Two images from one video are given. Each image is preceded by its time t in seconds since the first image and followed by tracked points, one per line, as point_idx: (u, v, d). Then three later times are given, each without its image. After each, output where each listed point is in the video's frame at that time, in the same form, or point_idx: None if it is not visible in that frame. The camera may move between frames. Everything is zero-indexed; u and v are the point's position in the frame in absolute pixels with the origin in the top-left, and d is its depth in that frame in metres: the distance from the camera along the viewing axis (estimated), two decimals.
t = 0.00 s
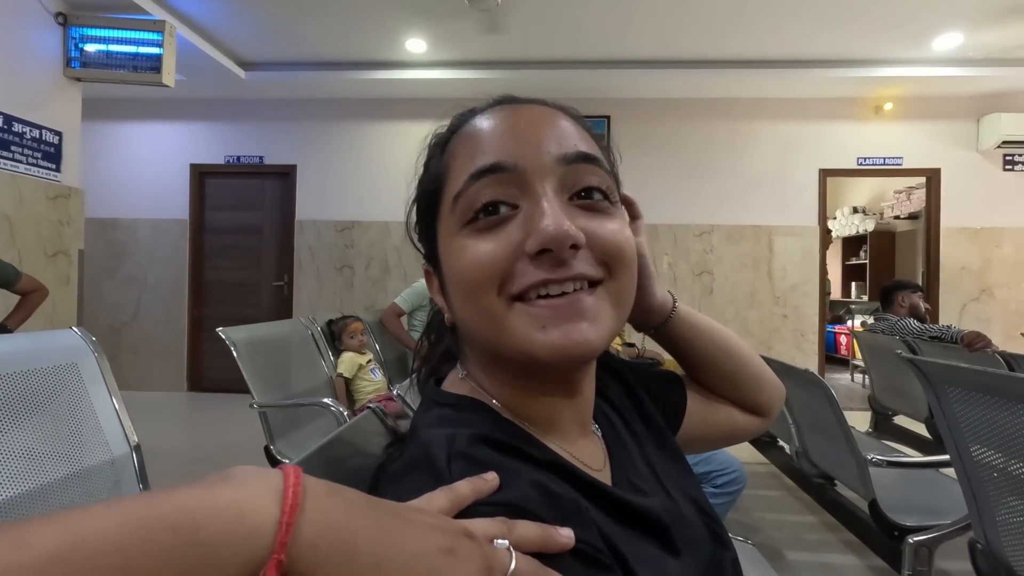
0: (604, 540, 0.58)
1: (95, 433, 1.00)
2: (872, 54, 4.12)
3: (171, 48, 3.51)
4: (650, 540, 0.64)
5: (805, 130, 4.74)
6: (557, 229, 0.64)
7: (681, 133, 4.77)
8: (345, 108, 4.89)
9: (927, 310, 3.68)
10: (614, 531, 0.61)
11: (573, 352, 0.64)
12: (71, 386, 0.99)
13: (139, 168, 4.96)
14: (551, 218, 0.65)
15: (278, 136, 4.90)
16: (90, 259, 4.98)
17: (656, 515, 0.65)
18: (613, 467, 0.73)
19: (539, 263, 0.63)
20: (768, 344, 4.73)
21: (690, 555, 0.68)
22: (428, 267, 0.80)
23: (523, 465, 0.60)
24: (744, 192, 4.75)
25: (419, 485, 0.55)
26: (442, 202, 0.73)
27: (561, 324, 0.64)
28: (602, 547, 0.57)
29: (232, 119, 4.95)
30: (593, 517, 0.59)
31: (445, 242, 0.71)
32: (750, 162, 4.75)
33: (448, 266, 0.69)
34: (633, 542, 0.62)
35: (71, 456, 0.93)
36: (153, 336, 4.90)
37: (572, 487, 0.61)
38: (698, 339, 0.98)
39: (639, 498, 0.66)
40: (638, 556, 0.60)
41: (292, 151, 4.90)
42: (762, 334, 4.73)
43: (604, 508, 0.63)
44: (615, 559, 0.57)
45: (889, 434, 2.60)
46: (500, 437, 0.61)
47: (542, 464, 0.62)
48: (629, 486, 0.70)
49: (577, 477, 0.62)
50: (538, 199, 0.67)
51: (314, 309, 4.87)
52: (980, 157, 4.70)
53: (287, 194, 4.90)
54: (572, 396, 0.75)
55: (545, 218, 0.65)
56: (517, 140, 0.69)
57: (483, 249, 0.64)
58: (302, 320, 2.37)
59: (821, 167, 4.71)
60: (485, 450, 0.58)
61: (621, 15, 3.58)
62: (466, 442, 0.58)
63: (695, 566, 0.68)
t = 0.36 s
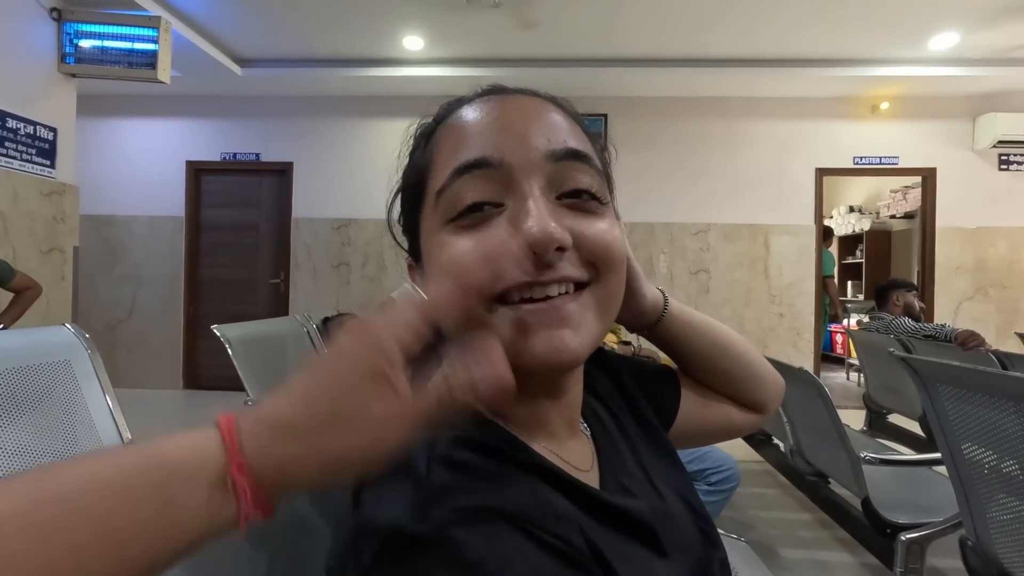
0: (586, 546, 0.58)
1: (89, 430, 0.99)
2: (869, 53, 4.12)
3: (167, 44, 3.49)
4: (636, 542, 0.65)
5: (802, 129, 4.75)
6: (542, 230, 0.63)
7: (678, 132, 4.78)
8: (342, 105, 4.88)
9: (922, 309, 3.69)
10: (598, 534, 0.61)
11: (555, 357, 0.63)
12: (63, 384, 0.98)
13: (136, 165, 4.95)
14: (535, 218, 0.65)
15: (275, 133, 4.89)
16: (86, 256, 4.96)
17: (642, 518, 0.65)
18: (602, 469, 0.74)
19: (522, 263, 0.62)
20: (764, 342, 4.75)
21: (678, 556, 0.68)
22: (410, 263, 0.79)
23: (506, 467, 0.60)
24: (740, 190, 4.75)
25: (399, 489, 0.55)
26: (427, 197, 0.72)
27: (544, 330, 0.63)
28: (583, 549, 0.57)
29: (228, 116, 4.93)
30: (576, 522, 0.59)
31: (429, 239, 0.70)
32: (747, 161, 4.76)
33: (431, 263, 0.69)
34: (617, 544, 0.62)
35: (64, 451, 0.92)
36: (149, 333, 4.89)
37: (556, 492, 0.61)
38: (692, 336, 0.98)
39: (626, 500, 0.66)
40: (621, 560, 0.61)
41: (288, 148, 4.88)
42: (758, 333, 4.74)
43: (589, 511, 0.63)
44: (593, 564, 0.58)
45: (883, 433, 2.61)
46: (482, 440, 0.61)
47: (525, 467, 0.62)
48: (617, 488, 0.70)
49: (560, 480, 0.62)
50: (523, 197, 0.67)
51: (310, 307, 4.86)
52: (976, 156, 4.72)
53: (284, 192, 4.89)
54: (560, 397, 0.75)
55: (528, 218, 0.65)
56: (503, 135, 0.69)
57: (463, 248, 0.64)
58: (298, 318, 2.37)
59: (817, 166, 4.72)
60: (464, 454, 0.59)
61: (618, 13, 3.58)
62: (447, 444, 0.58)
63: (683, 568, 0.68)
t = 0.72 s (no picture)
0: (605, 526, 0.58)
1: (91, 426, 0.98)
2: (867, 51, 4.13)
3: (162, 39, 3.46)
4: (649, 526, 0.65)
5: (800, 127, 4.75)
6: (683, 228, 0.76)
7: (676, 130, 4.77)
8: (339, 102, 4.85)
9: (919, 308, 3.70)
10: (616, 517, 0.62)
11: (671, 333, 0.72)
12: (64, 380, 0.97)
13: (132, 161, 4.91)
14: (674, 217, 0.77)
15: (271, 130, 4.86)
16: (80, 253, 4.92)
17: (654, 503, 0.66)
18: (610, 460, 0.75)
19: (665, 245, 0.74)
20: (761, 340, 4.76)
21: (690, 544, 0.69)
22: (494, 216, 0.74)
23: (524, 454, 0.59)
24: (738, 189, 4.75)
25: (419, 472, 0.53)
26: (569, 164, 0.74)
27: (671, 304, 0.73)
28: (604, 528, 0.58)
29: (224, 112, 4.89)
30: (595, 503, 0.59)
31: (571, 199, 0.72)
32: (745, 159, 4.76)
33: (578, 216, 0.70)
34: (633, 527, 0.63)
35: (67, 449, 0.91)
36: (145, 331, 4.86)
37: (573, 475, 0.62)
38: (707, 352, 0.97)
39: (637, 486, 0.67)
40: (636, 542, 0.61)
41: (285, 144, 4.85)
42: (755, 331, 4.76)
43: (604, 495, 0.63)
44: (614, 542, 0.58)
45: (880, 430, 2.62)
46: (500, 425, 0.60)
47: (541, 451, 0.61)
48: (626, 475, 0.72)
49: (576, 466, 0.62)
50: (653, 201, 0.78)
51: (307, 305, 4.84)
52: (973, 156, 4.73)
53: (280, 189, 4.87)
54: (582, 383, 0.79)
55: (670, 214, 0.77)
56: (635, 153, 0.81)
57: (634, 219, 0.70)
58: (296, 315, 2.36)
59: (815, 164, 4.73)
60: (485, 437, 0.58)
61: (617, 10, 3.56)
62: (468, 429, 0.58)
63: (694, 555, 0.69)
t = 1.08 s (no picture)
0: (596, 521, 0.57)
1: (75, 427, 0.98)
2: (860, 50, 4.14)
3: (153, 35, 3.45)
4: (632, 524, 0.64)
5: (793, 125, 4.76)
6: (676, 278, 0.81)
7: (671, 127, 4.78)
8: (332, 99, 4.84)
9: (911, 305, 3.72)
10: (604, 514, 0.61)
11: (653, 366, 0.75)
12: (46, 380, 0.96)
13: (124, 157, 4.87)
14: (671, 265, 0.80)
15: (264, 127, 4.84)
16: (72, 250, 4.90)
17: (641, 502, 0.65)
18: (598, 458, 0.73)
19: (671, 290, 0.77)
20: (755, 337, 4.78)
21: (672, 542, 0.69)
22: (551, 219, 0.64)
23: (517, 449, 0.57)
24: (732, 186, 4.76)
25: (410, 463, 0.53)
26: (611, 190, 0.67)
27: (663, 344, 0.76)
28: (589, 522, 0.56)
29: (216, 109, 4.86)
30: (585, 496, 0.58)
31: (611, 230, 0.67)
32: (739, 157, 4.77)
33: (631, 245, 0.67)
34: (619, 524, 0.62)
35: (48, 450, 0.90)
36: (138, 328, 4.84)
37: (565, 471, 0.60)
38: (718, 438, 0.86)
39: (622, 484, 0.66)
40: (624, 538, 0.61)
41: (278, 141, 4.83)
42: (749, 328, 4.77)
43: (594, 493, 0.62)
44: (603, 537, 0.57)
45: (873, 427, 2.63)
46: (493, 418, 0.58)
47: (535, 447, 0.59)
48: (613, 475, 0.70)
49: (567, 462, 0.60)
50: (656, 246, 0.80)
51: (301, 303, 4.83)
52: (966, 153, 4.75)
53: (273, 185, 4.85)
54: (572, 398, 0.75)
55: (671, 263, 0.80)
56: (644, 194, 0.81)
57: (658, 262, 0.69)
58: (288, 313, 2.36)
59: (808, 162, 4.74)
60: (477, 430, 0.56)
61: (611, 8, 3.56)
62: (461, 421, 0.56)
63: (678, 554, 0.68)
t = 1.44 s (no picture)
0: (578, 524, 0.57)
1: (64, 426, 0.97)
2: (855, 48, 4.15)
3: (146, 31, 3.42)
4: (620, 527, 0.64)
5: (788, 122, 4.76)
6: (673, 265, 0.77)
7: (666, 124, 4.77)
8: (327, 96, 4.81)
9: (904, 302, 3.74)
10: (589, 517, 0.60)
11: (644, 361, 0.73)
12: (37, 378, 0.96)
13: (117, 153, 4.83)
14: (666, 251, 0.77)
15: (259, 124, 4.82)
16: (65, 248, 4.86)
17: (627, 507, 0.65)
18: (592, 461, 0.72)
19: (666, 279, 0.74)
20: (749, 335, 4.80)
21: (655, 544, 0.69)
22: (524, 215, 0.63)
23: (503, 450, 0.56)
24: (728, 184, 4.77)
25: (391, 465, 0.52)
26: (593, 180, 0.65)
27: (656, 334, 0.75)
28: (574, 527, 0.56)
29: (210, 106, 4.83)
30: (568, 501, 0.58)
31: (590, 225, 0.64)
32: (734, 154, 4.77)
33: (613, 236, 0.65)
34: (604, 527, 0.62)
35: (38, 448, 0.89)
36: (131, 326, 4.82)
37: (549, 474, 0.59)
38: None
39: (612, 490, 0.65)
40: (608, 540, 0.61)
41: (273, 138, 4.81)
42: (744, 325, 4.79)
43: (580, 498, 0.62)
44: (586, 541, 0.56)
45: (866, 424, 2.64)
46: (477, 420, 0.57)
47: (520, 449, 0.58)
48: (603, 480, 0.70)
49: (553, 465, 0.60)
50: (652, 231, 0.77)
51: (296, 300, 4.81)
52: (960, 151, 4.77)
53: (268, 183, 4.83)
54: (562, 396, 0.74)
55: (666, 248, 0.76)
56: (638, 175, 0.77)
57: (645, 252, 0.66)
58: (282, 310, 2.34)
59: (803, 160, 4.75)
60: (460, 431, 0.55)
61: (606, 5, 3.55)
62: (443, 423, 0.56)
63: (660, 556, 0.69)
